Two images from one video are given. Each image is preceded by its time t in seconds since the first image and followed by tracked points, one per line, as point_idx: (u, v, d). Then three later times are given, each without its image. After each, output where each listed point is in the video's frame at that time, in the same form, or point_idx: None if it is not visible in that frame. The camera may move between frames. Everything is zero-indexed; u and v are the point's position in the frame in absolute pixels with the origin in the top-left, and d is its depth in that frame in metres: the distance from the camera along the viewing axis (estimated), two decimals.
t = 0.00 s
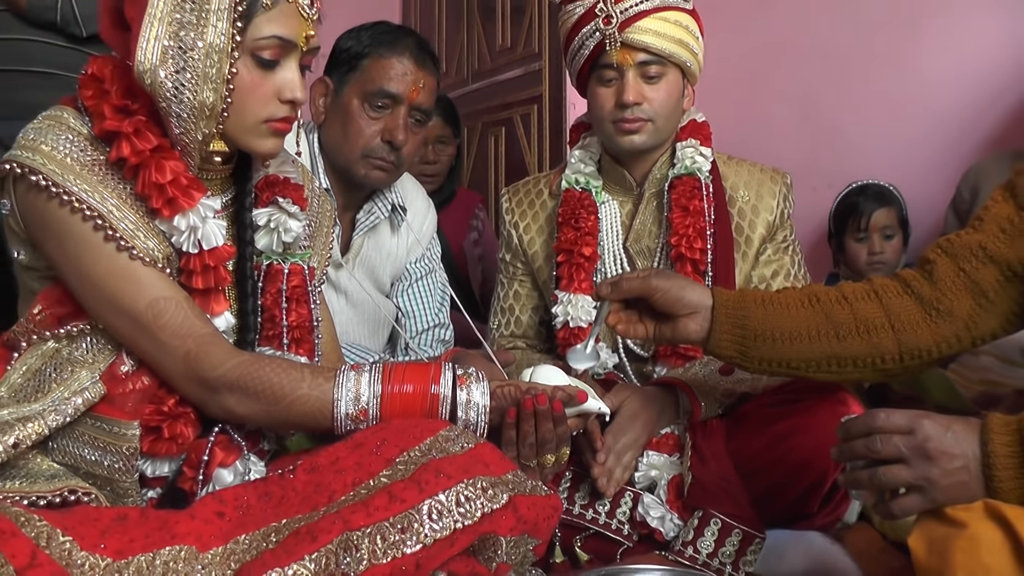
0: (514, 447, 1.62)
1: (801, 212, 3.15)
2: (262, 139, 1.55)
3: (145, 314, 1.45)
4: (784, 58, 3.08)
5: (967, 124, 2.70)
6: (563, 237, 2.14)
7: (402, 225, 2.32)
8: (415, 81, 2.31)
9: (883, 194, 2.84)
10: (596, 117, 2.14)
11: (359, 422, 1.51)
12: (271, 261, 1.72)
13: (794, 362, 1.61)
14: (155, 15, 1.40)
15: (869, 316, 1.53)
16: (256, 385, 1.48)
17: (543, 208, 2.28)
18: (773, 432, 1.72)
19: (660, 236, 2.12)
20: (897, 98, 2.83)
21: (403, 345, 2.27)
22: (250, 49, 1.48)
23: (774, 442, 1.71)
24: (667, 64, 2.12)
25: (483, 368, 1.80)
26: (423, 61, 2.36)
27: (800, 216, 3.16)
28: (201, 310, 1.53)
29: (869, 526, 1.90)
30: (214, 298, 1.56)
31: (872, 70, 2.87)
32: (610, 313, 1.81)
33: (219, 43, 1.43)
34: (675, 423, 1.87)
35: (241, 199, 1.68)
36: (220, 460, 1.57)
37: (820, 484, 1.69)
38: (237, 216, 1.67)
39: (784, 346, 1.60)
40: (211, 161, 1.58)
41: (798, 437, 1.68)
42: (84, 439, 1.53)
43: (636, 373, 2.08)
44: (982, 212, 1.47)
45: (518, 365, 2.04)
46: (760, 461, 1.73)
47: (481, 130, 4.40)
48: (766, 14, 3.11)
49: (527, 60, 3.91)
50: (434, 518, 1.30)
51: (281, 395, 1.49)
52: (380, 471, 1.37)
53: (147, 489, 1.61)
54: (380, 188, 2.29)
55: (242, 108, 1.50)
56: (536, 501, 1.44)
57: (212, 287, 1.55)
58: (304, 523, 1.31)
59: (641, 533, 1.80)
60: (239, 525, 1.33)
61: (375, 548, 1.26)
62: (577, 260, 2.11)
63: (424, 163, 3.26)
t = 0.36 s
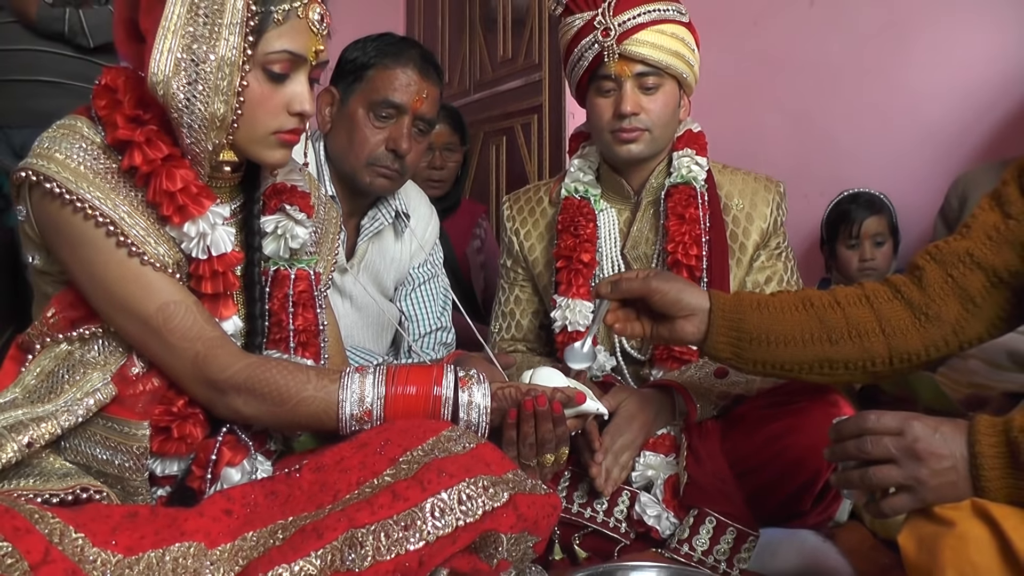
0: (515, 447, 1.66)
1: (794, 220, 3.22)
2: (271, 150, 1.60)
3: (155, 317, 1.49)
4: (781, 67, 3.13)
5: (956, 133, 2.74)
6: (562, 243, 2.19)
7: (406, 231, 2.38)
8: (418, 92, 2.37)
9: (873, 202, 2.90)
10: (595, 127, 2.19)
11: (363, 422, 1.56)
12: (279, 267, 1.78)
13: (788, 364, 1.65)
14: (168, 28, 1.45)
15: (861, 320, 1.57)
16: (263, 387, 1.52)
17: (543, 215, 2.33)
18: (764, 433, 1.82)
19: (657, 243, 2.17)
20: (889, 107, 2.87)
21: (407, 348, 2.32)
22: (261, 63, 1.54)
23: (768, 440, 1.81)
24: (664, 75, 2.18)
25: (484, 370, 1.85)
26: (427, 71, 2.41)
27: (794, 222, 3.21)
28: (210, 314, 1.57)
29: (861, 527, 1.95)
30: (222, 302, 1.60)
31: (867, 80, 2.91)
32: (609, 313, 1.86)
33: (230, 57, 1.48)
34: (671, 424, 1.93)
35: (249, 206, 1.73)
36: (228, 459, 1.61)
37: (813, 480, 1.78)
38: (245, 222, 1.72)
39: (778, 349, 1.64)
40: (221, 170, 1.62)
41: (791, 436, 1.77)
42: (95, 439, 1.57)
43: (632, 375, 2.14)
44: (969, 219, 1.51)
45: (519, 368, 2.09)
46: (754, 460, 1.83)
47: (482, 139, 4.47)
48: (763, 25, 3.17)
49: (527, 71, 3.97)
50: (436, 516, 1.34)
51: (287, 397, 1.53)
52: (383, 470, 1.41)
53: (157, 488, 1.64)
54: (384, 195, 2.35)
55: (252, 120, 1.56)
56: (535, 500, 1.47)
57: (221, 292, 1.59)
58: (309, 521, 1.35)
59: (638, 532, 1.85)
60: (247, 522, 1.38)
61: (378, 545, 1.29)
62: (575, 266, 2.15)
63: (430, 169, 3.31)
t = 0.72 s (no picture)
0: (520, 448, 1.67)
1: (796, 220, 3.23)
2: (276, 153, 1.61)
3: (160, 320, 1.49)
4: (784, 67, 3.13)
5: (960, 132, 2.74)
6: (566, 244, 2.19)
7: (410, 232, 2.39)
8: (421, 93, 2.37)
9: (877, 203, 2.90)
10: (598, 128, 2.19)
11: (369, 424, 1.56)
12: (283, 269, 1.77)
13: (794, 364, 1.64)
14: (175, 31, 1.46)
15: (866, 321, 1.57)
16: (269, 389, 1.53)
17: (546, 216, 2.33)
18: (770, 432, 1.83)
19: (661, 243, 2.17)
20: (892, 106, 2.87)
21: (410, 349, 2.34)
22: (267, 66, 1.54)
23: (772, 440, 1.82)
24: (667, 76, 2.17)
25: (489, 372, 1.86)
26: (430, 73, 2.42)
27: (796, 222, 3.22)
28: (215, 316, 1.57)
29: (865, 527, 1.95)
30: (227, 305, 1.60)
31: (870, 79, 2.91)
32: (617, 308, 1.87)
33: (236, 61, 1.48)
34: (675, 425, 1.93)
35: (254, 209, 1.74)
36: (232, 461, 1.61)
37: (818, 480, 1.79)
38: (251, 224, 1.74)
39: (783, 349, 1.64)
40: (226, 173, 1.63)
41: (796, 435, 1.79)
42: (101, 441, 1.57)
43: (637, 377, 2.15)
44: (974, 219, 1.51)
45: (522, 369, 2.10)
46: (759, 460, 1.84)
47: (484, 140, 4.46)
48: (765, 24, 3.17)
49: (529, 72, 3.97)
50: (443, 518, 1.34)
51: (292, 399, 1.53)
52: (389, 471, 1.41)
53: (161, 489, 1.65)
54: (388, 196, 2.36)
55: (257, 124, 1.56)
56: (541, 501, 1.48)
57: (226, 295, 1.59)
58: (315, 522, 1.35)
59: (642, 533, 1.86)
60: (253, 524, 1.38)
61: (384, 546, 1.29)
62: (579, 267, 2.16)
63: (431, 172, 3.28)
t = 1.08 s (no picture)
0: (523, 453, 1.66)
1: (799, 224, 3.23)
2: (278, 158, 1.61)
3: (162, 326, 1.49)
4: (785, 70, 3.13)
5: (961, 134, 2.74)
6: (568, 248, 2.19)
7: (411, 236, 2.40)
8: (423, 98, 2.37)
9: (878, 207, 2.90)
10: (599, 132, 2.20)
11: (372, 429, 1.56)
12: (286, 275, 1.78)
13: (798, 366, 1.64)
14: (176, 38, 1.46)
15: (870, 325, 1.57)
16: (271, 395, 1.53)
17: (548, 220, 2.33)
18: (772, 436, 1.84)
19: (662, 247, 2.18)
20: (894, 109, 2.87)
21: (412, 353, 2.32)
22: (269, 72, 1.54)
23: (775, 445, 1.83)
24: (669, 80, 2.18)
25: (492, 376, 1.86)
26: (432, 78, 2.42)
27: (798, 225, 3.22)
28: (217, 322, 1.57)
29: (868, 531, 1.95)
30: (230, 310, 1.60)
31: (871, 81, 2.91)
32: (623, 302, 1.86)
33: (238, 67, 1.48)
34: (678, 430, 1.93)
35: (256, 214, 1.74)
36: (235, 466, 1.61)
37: (821, 486, 1.80)
38: (252, 229, 1.74)
39: (788, 351, 1.63)
40: (228, 178, 1.63)
41: (798, 440, 1.80)
42: (104, 447, 1.57)
43: (638, 381, 2.18)
44: (976, 223, 1.51)
45: (525, 373, 2.10)
46: (761, 465, 1.85)
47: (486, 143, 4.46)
48: (766, 28, 3.17)
49: (531, 76, 3.98)
50: (446, 523, 1.34)
51: (294, 405, 1.53)
52: (392, 476, 1.41)
53: (164, 494, 1.65)
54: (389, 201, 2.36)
55: (259, 130, 1.56)
56: (544, 506, 1.48)
57: (228, 300, 1.59)
58: (319, 527, 1.36)
59: (645, 538, 1.86)
60: (256, 529, 1.38)
61: (387, 552, 1.29)
62: (581, 271, 2.15)
63: (444, 179, 3.32)
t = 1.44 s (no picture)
0: (526, 456, 1.66)
1: (801, 227, 3.23)
2: (282, 163, 1.61)
3: (166, 328, 1.50)
4: (787, 73, 3.13)
5: (964, 138, 2.73)
6: (569, 251, 2.20)
7: (413, 239, 2.41)
8: (426, 101, 2.37)
9: (880, 210, 2.90)
10: (602, 135, 2.20)
11: (374, 432, 1.56)
12: (288, 278, 1.78)
13: (812, 378, 1.65)
14: (181, 41, 1.47)
15: (884, 338, 1.57)
16: (274, 398, 1.53)
17: (551, 223, 2.33)
18: (774, 440, 1.84)
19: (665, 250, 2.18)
20: (896, 113, 2.87)
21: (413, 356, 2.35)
22: (274, 77, 1.54)
23: (778, 448, 1.83)
24: (672, 83, 2.18)
25: (494, 380, 1.86)
26: (435, 81, 2.43)
27: (800, 228, 3.22)
28: (220, 325, 1.57)
29: (870, 535, 1.95)
30: (233, 313, 1.60)
31: (874, 84, 2.91)
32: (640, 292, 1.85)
33: (243, 71, 1.49)
34: (680, 434, 1.93)
35: (259, 217, 1.75)
36: (237, 468, 1.61)
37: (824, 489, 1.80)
38: (255, 232, 1.74)
39: (802, 363, 1.65)
40: (232, 182, 1.64)
41: (801, 443, 1.80)
42: (106, 449, 1.57)
43: (641, 385, 2.20)
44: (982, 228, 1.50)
45: (527, 375, 2.10)
46: (764, 468, 1.85)
47: (488, 146, 4.47)
48: (769, 31, 3.17)
49: (533, 80, 3.98)
50: (448, 526, 1.34)
51: (298, 407, 1.53)
52: (394, 479, 1.41)
53: (166, 497, 1.65)
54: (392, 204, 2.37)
55: (263, 135, 1.56)
56: (546, 509, 1.48)
57: (231, 303, 1.59)
58: (321, 530, 1.35)
59: (647, 541, 1.86)
60: (259, 532, 1.38)
61: (389, 555, 1.29)
62: (584, 274, 2.16)
63: (441, 179, 3.34)
